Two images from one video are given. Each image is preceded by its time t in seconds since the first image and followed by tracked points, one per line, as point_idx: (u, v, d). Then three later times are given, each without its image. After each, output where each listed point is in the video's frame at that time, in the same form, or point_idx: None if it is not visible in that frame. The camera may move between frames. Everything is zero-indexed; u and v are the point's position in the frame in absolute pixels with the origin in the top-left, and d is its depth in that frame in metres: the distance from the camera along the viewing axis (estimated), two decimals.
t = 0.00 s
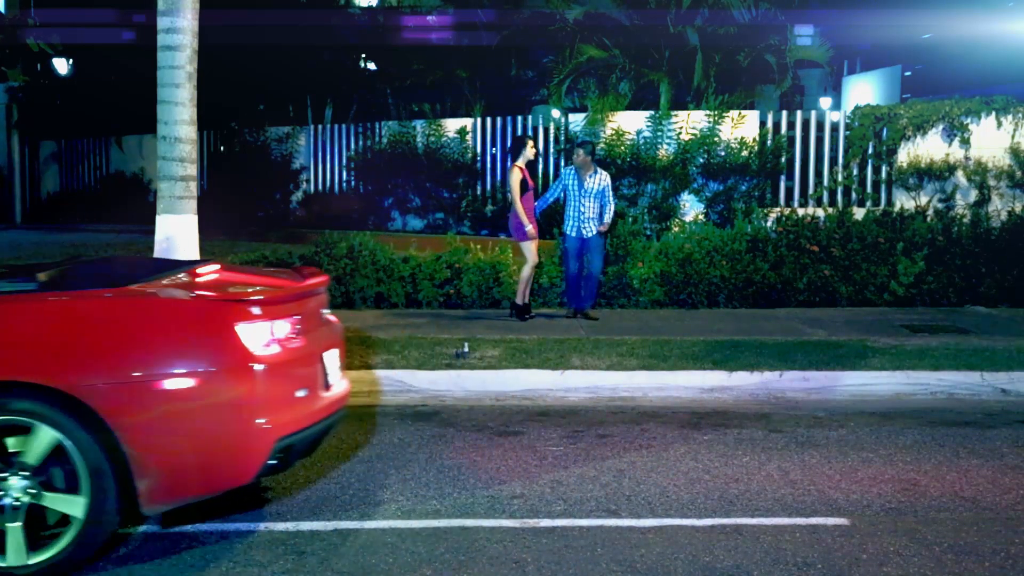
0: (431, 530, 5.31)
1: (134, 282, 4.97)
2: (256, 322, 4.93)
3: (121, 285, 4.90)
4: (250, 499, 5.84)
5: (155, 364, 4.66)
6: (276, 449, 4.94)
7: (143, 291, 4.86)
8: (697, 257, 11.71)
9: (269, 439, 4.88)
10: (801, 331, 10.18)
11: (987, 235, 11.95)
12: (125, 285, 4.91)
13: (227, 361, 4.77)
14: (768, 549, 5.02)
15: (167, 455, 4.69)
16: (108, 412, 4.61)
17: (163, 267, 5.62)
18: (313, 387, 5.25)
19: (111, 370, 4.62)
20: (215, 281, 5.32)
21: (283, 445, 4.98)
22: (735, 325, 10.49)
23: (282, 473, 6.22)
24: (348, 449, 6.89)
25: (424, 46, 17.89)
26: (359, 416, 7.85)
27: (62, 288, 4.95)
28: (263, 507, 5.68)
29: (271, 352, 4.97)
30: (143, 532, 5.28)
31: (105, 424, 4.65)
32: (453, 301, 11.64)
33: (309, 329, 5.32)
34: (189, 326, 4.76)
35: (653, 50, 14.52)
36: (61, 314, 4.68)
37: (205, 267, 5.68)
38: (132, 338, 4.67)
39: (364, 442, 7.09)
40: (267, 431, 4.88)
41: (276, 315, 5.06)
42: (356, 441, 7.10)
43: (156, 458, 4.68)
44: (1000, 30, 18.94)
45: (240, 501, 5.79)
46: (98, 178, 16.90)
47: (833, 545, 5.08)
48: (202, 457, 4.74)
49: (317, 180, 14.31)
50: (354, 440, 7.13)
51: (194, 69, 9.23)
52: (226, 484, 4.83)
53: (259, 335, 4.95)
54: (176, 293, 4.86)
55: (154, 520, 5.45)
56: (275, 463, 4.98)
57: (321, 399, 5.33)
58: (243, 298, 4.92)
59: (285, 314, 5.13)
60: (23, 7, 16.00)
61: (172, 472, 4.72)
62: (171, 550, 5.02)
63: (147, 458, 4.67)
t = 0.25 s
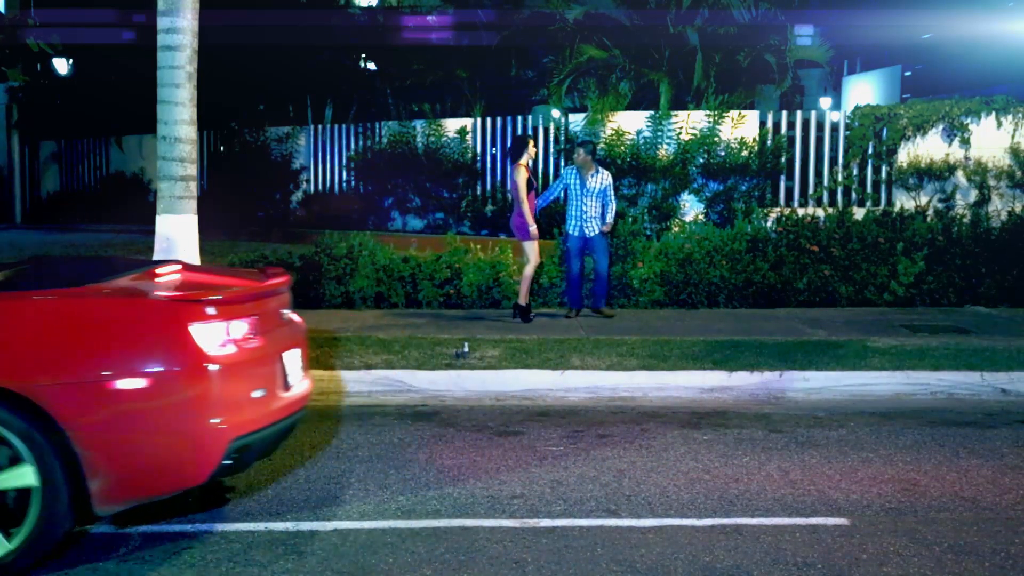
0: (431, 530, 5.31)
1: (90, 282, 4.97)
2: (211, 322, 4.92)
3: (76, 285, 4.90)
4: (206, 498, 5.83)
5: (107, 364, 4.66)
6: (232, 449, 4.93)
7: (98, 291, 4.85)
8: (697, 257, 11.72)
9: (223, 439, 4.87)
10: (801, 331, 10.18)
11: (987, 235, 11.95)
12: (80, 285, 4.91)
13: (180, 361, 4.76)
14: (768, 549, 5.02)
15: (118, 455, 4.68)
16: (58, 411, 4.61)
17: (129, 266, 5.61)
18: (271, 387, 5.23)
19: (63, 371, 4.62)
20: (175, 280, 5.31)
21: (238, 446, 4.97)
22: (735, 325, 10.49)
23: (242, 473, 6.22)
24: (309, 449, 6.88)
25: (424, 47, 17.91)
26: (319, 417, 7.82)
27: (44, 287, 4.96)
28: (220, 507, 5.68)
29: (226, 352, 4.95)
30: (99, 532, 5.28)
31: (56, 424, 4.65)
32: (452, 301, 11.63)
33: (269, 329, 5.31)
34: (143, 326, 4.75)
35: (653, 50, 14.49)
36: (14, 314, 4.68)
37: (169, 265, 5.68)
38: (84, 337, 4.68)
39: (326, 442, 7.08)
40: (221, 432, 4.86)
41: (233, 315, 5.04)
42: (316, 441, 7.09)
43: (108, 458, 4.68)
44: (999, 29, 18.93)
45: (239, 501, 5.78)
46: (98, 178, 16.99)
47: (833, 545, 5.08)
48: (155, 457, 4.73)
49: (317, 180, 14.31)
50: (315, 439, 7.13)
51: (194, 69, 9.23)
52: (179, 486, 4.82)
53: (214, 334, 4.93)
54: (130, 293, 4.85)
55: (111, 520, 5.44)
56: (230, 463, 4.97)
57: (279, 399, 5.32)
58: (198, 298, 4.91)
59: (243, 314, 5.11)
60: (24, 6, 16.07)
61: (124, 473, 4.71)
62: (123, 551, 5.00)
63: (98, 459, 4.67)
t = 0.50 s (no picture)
0: (431, 530, 5.31)
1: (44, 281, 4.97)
2: (165, 322, 4.92)
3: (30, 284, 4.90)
4: (166, 497, 5.83)
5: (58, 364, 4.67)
6: (185, 450, 4.93)
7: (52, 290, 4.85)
8: (697, 257, 11.72)
9: (176, 440, 4.87)
10: (802, 331, 10.18)
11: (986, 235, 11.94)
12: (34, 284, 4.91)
13: (133, 361, 4.77)
14: (769, 549, 5.02)
15: (70, 456, 4.68)
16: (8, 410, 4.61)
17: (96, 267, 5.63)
18: (228, 387, 5.24)
19: (14, 370, 4.63)
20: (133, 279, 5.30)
21: (193, 446, 4.97)
22: (734, 325, 10.48)
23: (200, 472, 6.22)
24: (268, 449, 6.86)
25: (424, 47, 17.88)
26: (282, 417, 7.77)
27: (18, 280, 4.94)
28: (179, 506, 5.69)
29: (181, 352, 4.95)
30: (54, 531, 5.27)
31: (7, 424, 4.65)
32: (452, 301, 11.63)
33: (227, 329, 5.30)
34: (95, 327, 4.76)
35: (653, 49, 14.49)
36: None
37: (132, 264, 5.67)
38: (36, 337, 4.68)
39: (286, 441, 7.07)
40: (174, 433, 4.87)
41: (189, 315, 5.04)
42: (275, 441, 7.07)
43: (59, 459, 4.67)
44: (999, 29, 18.90)
45: (239, 502, 5.77)
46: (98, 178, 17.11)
47: (833, 545, 5.08)
48: (107, 457, 4.73)
49: (317, 180, 14.35)
50: (275, 439, 7.12)
51: (194, 69, 9.23)
52: (132, 486, 4.82)
53: (167, 335, 4.93)
54: (84, 292, 4.86)
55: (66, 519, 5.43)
56: (184, 463, 4.98)
57: (236, 399, 5.31)
58: (153, 298, 4.91)
59: (199, 314, 5.12)
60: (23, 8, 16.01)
61: (76, 474, 4.71)
62: (78, 549, 5.01)
63: (49, 459, 4.67)
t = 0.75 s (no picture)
0: (432, 530, 5.31)
1: None
2: (117, 322, 4.89)
3: None
4: (124, 495, 5.83)
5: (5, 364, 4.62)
6: (137, 450, 4.89)
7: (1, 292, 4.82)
8: (697, 257, 11.72)
9: (127, 440, 4.83)
10: (802, 331, 10.19)
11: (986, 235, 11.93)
12: None
13: (83, 361, 4.73)
14: (770, 549, 5.01)
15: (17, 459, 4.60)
16: None
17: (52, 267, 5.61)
18: (182, 388, 5.20)
19: None
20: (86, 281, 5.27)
21: (144, 446, 4.93)
22: (734, 325, 10.48)
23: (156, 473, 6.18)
24: (226, 451, 6.80)
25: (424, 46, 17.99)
26: (246, 418, 7.74)
27: None
28: (136, 505, 5.68)
29: (132, 352, 4.92)
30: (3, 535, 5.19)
31: None
32: (452, 301, 11.64)
33: (181, 329, 5.26)
34: (44, 326, 4.73)
35: (653, 49, 14.53)
36: None
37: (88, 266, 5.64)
38: None
39: (245, 444, 6.99)
40: (125, 433, 4.83)
41: (141, 315, 5.01)
42: (234, 444, 7.00)
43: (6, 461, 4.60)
44: (999, 29, 18.88)
45: (238, 501, 5.77)
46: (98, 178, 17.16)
47: (833, 545, 5.08)
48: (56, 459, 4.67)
49: (317, 180, 14.38)
50: (234, 442, 7.04)
51: (194, 69, 9.23)
52: (82, 487, 4.76)
53: (119, 334, 4.90)
54: (34, 293, 4.82)
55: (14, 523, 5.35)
56: (135, 465, 4.93)
57: (191, 400, 5.27)
58: (105, 298, 4.88)
59: (152, 314, 5.08)
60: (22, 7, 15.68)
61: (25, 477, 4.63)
62: (30, 550, 4.97)
63: None
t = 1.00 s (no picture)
0: (432, 529, 5.31)
1: None
2: (55, 321, 4.91)
3: None
4: (71, 493, 5.85)
5: None
6: (74, 450, 4.91)
7: None
8: (697, 258, 11.72)
9: (62, 439, 4.85)
10: (802, 331, 10.19)
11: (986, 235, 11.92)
12: None
13: (16, 360, 4.75)
14: (771, 549, 5.02)
15: None
16: None
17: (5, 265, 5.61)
18: (126, 387, 5.21)
19: None
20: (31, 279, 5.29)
21: (82, 445, 4.95)
22: (734, 325, 10.49)
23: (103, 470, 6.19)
24: (175, 450, 6.79)
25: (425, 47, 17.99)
26: (196, 418, 7.71)
27: None
28: (82, 502, 5.70)
29: (70, 351, 4.94)
30: None
31: None
32: (452, 301, 11.63)
33: (125, 329, 5.27)
34: None
35: (653, 50, 14.46)
36: None
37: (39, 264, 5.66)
38: None
39: (192, 444, 6.95)
40: (61, 432, 4.85)
41: (81, 314, 5.03)
42: (180, 444, 6.94)
43: None
44: (999, 29, 18.86)
45: (238, 502, 5.77)
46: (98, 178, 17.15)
47: (833, 545, 5.08)
48: None
49: (316, 180, 14.52)
50: (181, 442, 7.00)
51: (194, 69, 9.23)
52: (17, 486, 4.79)
53: (56, 334, 4.92)
54: None
55: None
56: (73, 464, 4.95)
57: (135, 399, 5.28)
58: (43, 298, 4.90)
59: (93, 314, 5.10)
60: (22, 7, 15.64)
61: None
62: None
63: None
